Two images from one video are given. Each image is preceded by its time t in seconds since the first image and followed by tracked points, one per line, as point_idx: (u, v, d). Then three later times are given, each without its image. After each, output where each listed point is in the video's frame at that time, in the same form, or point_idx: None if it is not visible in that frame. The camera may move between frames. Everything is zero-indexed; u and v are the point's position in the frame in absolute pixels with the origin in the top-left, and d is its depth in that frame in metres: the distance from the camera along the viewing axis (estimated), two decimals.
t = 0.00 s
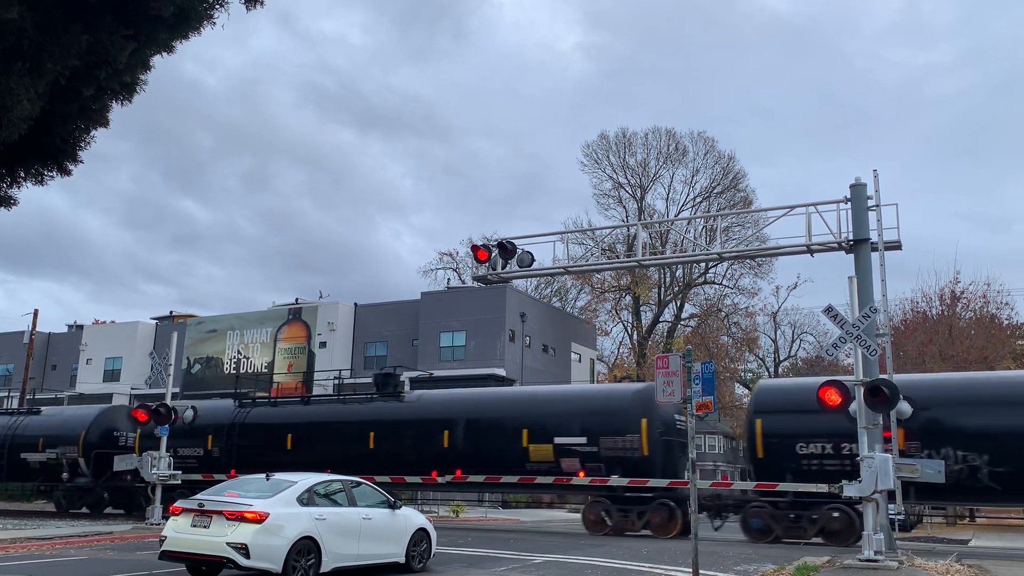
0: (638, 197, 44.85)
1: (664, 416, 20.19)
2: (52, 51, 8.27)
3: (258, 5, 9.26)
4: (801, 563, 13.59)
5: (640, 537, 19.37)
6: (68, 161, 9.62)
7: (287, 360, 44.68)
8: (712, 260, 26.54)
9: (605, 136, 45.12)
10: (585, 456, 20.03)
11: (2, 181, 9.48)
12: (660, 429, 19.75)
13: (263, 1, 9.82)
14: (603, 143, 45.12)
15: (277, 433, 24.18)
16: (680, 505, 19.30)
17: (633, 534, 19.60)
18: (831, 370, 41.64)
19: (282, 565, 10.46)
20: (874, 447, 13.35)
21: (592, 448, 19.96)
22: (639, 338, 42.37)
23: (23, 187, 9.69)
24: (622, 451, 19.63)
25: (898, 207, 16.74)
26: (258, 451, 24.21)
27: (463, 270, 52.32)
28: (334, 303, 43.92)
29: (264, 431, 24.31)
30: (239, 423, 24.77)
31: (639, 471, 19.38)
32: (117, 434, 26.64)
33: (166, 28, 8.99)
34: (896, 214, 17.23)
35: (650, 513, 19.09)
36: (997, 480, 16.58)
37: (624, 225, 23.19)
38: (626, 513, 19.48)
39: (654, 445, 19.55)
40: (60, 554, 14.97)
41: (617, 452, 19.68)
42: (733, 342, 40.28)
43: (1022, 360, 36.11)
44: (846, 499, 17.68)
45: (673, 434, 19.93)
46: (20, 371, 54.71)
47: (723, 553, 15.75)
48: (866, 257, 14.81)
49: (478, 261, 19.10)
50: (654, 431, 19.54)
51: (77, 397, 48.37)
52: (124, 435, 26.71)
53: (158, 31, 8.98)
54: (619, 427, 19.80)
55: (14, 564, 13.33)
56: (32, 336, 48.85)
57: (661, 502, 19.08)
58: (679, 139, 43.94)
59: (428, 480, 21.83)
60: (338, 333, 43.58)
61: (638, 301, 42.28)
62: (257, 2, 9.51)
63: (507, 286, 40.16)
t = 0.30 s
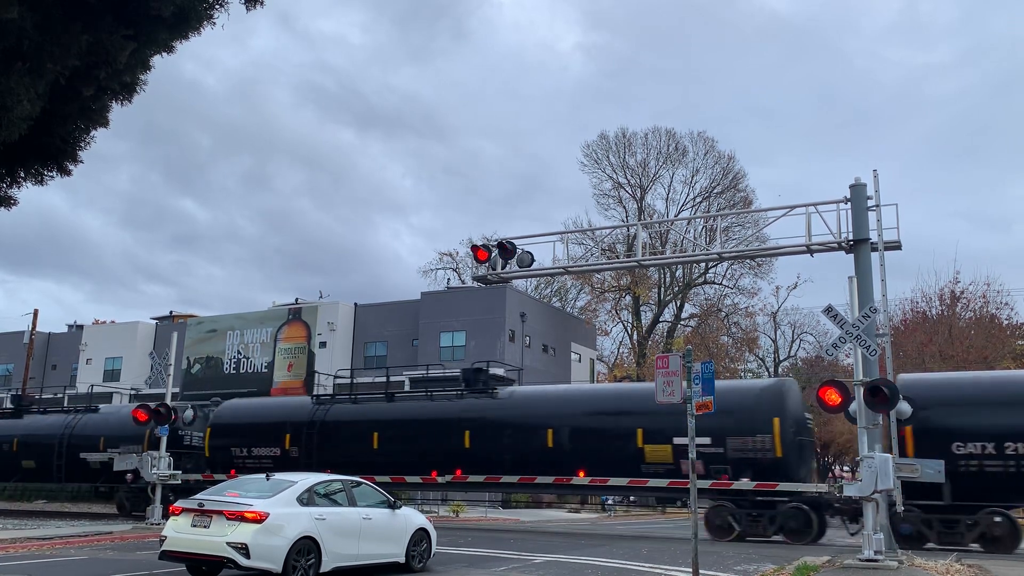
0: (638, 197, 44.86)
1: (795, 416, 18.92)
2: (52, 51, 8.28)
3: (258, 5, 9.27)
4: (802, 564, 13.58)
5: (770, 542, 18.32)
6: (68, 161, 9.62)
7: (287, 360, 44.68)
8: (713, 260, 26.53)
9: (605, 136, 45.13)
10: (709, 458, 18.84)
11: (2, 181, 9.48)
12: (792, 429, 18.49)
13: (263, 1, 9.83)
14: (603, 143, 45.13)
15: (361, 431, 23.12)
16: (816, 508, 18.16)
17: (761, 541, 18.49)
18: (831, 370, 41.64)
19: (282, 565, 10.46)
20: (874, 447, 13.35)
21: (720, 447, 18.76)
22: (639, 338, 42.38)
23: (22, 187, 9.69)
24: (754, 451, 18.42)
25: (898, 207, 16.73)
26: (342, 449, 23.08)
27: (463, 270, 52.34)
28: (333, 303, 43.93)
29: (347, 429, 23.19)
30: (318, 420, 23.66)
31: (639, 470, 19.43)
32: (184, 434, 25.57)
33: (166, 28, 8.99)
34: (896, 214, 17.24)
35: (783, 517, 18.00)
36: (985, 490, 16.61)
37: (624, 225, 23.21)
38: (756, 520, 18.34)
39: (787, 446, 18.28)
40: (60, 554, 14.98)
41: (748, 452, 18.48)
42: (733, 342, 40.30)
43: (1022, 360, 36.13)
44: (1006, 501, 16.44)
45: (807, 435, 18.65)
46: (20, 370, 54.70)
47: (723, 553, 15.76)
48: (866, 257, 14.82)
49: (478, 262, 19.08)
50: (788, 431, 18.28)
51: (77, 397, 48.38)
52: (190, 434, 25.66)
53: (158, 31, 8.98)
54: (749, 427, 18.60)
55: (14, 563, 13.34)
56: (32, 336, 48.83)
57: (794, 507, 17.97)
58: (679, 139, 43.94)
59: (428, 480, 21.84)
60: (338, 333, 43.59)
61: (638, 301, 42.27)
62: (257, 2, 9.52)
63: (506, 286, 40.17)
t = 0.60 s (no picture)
0: (638, 197, 44.86)
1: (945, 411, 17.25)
2: (52, 51, 8.27)
3: (258, 5, 9.27)
4: (802, 563, 13.58)
5: (922, 551, 16.61)
6: (68, 161, 9.61)
7: (287, 360, 44.67)
8: (713, 260, 26.54)
9: (605, 136, 45.12)
10: (852, 459, 17.37)
11: (2, 181, 9.47)
12: (947, 427, 16.79)
13: (263, 1, 9.82)
14: (603, 143, 45.12)
15: (456, 429, 21.89)
16: (970, 514, 16.47)
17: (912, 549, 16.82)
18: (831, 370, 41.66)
19: (282, 565, 10.45)
20: (874, 447, 13.35)
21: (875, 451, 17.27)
22: (639, 338, 42.37)
23: (22, 187, 9.68)
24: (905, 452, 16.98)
25: (899, 207, 16.73)
26: (436, 449, 21.84)
27: (463, 270, 52.34)
28: (333, 303, 43.92)
29: (440, 427, 21.97)
30: (407, 419, 22.47)
31: (638, 471, 19.46)
32: (252, 432, 24.96)
33: (166, 28, 8.99)
34: (896, 215, 17.25)
35: (938, 523, 16.32)
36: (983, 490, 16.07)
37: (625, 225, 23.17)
38: (906, 527, 16.72)
39: (942, 446, 16.58)
40: (60, 553, 15.00)
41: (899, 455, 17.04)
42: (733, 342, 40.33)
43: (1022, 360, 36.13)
44: None
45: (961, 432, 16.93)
46: (20, 371, 54.71)
47: (723, 553, 15.78)
48: (866, 258, 14.82)
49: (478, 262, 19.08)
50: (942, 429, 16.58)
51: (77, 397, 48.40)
52: (260, 433, 25.10)
53: (158, 31, 8.97)
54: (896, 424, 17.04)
55: (14, 563, 13.35)
56: (32, 336, 48.83)
57: (949, 511, 16.39)
58: (679, 139, 43.94)
59: (428, 480, 21.84)
60: (338, 333, 43.59)
61: (638, 301, 42.27)
62: (257, 2, 9.51)
63: (506, 286, 40.17)
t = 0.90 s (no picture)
0: (638, 197, 44.86)
1: None
2: (52, 51, 8.28)
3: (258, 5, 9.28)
4: (802, 563, 13.59)
5: None
6: (68, 161, 9.62)
7: (287, 360, 44.67)
8: (713, 259, 26.55)
9: (605, 136, 45.11)
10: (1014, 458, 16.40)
11: (2, 181, 9.47)
12: None
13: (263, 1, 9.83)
14: (603, 142, 45.12)
15: (561, 427, 20.61)
16: None
17: None
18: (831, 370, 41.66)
19: (282, 564, 10.46)
20: (874, 447, 13.35)
21: (1014, 444, 16.45)
22: (639, 338, 42.35)
23: (22, 187, 9.68)
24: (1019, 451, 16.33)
25: (898, 207, 16.73)
26: (542, 448, 20.63)
27: (463, 270, 52.35)
28: (333, 303, 43.92)
29: (544, 425, 20.76)
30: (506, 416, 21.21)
31: (639, 470, 19.46)
32: (332, 430, 23.33)
33: (166, 28, 9.00)
34: (896, 215, 17.25)
35: None
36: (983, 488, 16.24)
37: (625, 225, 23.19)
38: None
39: None
40: (60, 554, 15.00)
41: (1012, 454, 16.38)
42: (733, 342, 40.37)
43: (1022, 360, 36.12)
44: None
45: None
46: (20, 370, 54.70)
47: (723, 553, 15.78)
48: (866, 257, 14.81)
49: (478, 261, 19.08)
50: None
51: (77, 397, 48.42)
52: (339, 431, 23.46)
53: (158, 31, 8.99)
54: None
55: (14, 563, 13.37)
56: (32, 335, 48.81)
57: None
58: (679, 139, 43.94)
59: (428, 479, 21.82)
60: (338, 332, 43.60)
61: (638, 301, 42.26)
62: (257, 2, 9.52)
63: (506, 286, 40.17)
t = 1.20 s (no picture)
0: (638, 197, 44.86)
1: None
2: (52, 51, 8.28)
3: (257, 5, 9.29)
4: (802, 563, 13.59)
5: None
6: (68, 161, 9.61)
7: (288, 360, 44.67)
8: (711, 259, 26.57)
9: (605, 136, 45.11)
10: None
11: (2, 181, 9.47)
12: None
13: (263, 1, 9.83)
14: (603, 143, 45.11)
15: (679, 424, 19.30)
16: None
17: None
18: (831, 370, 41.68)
19: (282, 565, 10.45)
20: (874, 447, 13.34)
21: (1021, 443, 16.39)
22: (639, 338, 42.33)
23: (22, 187, 9.68)
24: (1019, 451, 16.35)
25: (899, 207, 16.72)
26: (659, 450, 19.39)
27: (463, 270, 52.36)
28: (334, 303, 43.92)
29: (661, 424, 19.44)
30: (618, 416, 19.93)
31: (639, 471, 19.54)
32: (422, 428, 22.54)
33: (166, 28, 9.00)
34: (896, 215, 17.24)
35: None
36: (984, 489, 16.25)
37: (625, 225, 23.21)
38: None
39: None
40: (60, 554, 14.99)
41: (1015, 454, 16.38)
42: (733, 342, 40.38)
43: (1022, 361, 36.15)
44: None
45: None
46: (20, 370, 54.67)
47: (723, 553, 15.79)
48: (866, 258, 14.80)
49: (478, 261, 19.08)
50: None
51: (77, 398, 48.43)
52: (427, 430, 22.68)
53: (158, 32, 8.99)
54: None
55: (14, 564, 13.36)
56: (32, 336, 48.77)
57: None
58: (679, 139, 43.94)
59: (428, 479, 21.78)
60: (338, 333, 43.61)
61: (638, 301, 42.26)
62: (257, 2, 9.53)
63: (506, 286, 40.17)
